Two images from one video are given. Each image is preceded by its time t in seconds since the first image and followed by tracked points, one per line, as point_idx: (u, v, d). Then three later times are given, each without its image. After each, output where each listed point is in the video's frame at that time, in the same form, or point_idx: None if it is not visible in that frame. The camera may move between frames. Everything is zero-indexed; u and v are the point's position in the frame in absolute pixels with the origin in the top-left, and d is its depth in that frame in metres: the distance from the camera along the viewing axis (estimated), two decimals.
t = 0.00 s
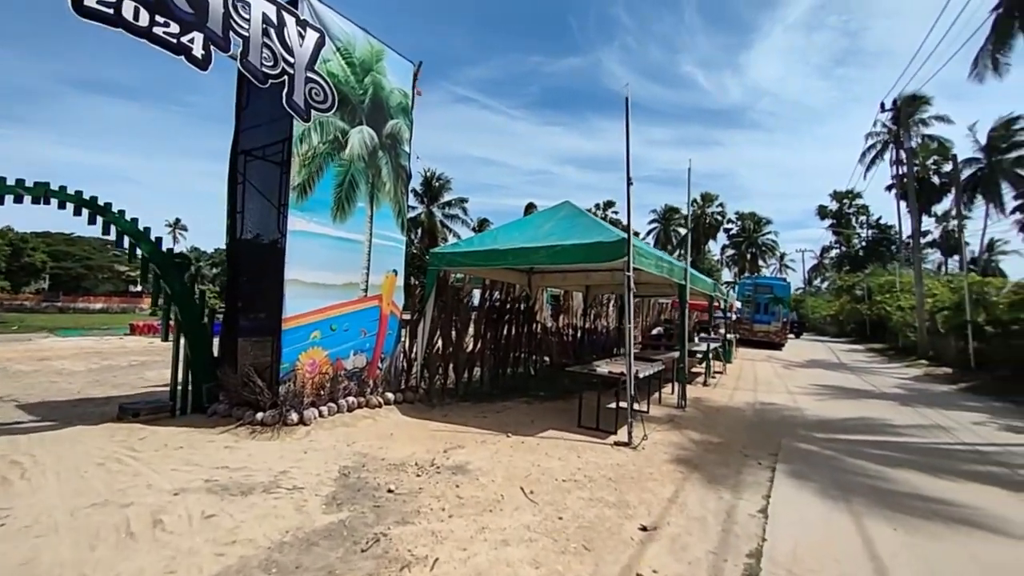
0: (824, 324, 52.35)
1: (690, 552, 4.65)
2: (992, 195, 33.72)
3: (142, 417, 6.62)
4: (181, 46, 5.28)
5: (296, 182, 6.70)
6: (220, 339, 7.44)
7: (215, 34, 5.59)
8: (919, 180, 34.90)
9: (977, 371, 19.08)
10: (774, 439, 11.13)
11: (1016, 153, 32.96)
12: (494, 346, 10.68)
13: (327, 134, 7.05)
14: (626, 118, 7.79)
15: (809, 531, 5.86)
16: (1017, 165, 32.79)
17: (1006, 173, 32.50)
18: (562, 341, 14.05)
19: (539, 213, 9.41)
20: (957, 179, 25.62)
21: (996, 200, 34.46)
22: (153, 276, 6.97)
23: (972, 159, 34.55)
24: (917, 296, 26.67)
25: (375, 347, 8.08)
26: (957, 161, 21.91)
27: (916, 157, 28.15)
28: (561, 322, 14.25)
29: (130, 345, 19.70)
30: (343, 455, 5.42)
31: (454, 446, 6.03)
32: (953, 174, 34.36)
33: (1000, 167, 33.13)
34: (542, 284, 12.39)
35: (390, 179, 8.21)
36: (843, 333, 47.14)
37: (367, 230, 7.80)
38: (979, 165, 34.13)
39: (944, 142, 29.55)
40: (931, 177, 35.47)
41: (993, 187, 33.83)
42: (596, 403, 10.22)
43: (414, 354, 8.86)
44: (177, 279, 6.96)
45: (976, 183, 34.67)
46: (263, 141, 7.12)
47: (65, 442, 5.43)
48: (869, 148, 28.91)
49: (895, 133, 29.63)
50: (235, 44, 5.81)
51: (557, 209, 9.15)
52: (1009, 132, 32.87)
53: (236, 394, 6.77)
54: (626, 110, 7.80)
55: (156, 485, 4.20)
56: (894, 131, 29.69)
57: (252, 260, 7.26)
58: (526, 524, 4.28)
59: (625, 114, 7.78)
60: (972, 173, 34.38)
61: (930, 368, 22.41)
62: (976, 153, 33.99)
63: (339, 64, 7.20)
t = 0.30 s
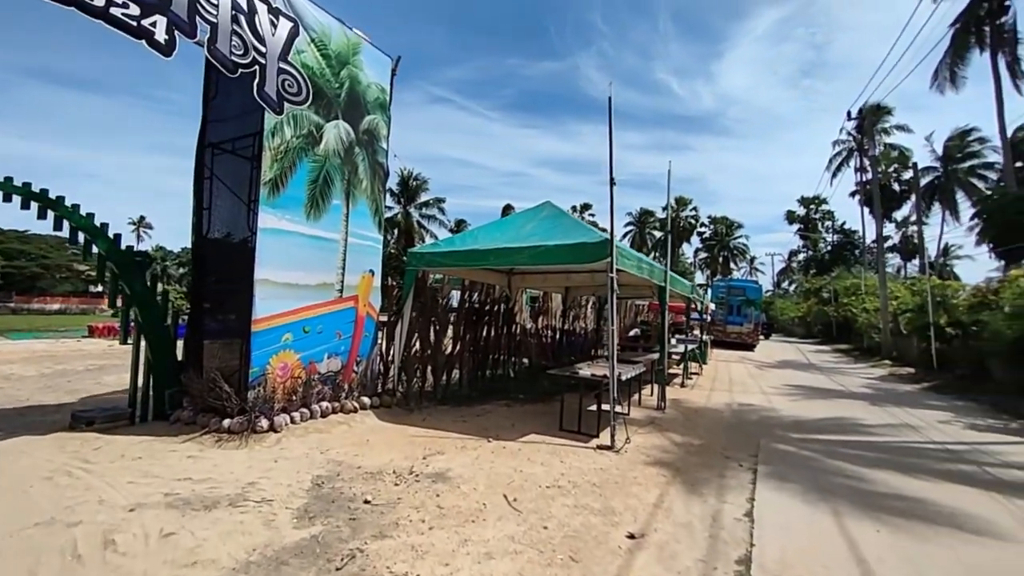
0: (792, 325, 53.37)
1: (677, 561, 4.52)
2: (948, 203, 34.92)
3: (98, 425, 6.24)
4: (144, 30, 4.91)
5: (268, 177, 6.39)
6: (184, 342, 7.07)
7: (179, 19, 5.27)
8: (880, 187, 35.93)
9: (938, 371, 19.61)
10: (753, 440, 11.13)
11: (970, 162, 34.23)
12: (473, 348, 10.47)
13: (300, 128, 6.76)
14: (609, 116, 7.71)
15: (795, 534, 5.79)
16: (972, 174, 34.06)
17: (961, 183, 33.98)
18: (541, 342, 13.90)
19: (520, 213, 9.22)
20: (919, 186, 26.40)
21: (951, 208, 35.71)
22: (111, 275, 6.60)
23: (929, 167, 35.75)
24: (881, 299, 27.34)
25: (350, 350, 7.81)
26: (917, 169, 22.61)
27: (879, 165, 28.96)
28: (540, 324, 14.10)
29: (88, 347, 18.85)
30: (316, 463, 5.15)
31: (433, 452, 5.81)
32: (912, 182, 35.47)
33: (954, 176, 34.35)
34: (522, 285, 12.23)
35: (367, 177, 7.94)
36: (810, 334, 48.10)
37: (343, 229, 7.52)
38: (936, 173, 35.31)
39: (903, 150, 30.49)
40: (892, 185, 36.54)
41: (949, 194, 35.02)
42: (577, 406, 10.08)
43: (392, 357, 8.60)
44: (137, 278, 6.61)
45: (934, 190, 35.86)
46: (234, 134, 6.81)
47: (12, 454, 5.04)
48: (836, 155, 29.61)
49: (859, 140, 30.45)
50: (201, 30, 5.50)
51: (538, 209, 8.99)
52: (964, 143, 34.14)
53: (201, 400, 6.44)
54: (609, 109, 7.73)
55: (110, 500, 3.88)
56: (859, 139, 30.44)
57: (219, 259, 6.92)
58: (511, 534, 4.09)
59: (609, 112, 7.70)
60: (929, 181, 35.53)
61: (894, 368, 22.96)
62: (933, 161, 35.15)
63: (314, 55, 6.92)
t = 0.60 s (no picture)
0: (756, 326, 54.48)
1: (667, 563, 4.38)
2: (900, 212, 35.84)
3: (46, 427, 5.81)
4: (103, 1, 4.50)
5: (236, 164, 6.04)
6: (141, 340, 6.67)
7: None
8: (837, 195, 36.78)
9: (895, 371, 20.15)
10: (730, 438, 11.13)
11: (921, 173, 35.40)
12: (450, 347, 10.21)
13: (272, 114, 6.42)
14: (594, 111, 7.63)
15: (780, 532, 5.72)
16: (923, 184, 35.29)
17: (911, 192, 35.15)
18: (518, 341, 13.72)
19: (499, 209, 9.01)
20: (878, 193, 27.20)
21: (903, 217, 36.88)
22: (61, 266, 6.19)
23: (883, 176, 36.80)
24: (842, 301, 28.01)
25: (322, 348, 7.48)
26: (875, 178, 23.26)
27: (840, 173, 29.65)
28: (517, 323, 13.92)
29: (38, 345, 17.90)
30: (288, 467, 4.85)
31: (412, 454, 5.55)
32: (869, 191, 36.52)
33: (908, 185, 35.43)
34: (500, 284, 12.03)
35: (343, 168, 7.63)
36: (772, 335, 49.17)
37: (317, 221, 7.21)
38: (890, 183, 36.26)
39: (860, 159, 31.35)
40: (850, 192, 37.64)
41: (901, 203, 36.06)
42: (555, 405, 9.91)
43: (366, 355, 8.31)
44: (90, 268, 6.20)
45: (886, 199, 36.69)
46: (199, 118, 6.39)
47: None
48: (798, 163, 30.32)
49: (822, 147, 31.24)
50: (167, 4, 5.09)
51: (519, 206, 8.79)
52: (916, 155, 35.31)
53: (162, 400, 6.05)
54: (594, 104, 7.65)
55: (58, 510, 3.54)
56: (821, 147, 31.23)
57: (181, 252, 6.52)
58: (498, 539, 3.87)
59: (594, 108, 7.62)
60: (882, 190, 36.33)
61: (855, 368, 23.51)
62: (887, 171, 36.20)
63: (288, 38, 6.58)
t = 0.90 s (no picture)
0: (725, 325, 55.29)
1: (665, 565, 4.25)
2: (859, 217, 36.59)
3: None
4: None
5: (210, 149, 5.71)
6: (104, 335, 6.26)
7: None
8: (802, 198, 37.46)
9: (860, 368, 20.59)
10: (711, 435, 11.13)
11: (881, 179, 36.31)
12: (431, 343, 9.96)
13: (248, 97, 6.09)
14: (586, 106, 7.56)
15: (773, 531, 5.66)
16: (882, 190, 36.25)
17: (871, 197, 36.04)
18: (497, 337, 13.52)
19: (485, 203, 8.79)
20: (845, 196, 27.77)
21: (862, 221, 37.82)
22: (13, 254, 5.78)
23: (845, 180, 37.63)
24: (809, 301, 28.51)
25: (300, 345, 7.18)
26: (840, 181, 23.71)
27: (807, 177, 30.12)
28: (497, 319, 13.73)
29: None
30: (266, 469, 4.56)
31: (398, 454, 5.32)
32: (833, 194, 37.30)
33: (868, 190, 36.31)
34: (482, 279, 11.81)
35: (323, 156, 7.34)
36: (740, 334, 49.96)
37: (296, 211, 6.91)
38: (852, 187, 37.07)
39: (825, 163, 31.95)
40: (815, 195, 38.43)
41: (861, 208, 36.94)
42: (539, 402, 9.75)
43: (346, 351, 8.02)
44: (45, 256, 5.79)
45: (848, 203, 37.46)
46: (167, 99, 6.00)
47: None
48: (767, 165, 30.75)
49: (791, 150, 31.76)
50: None
51: (504, 200, 8.59)
52: (876, 161, 36.19)
53: (126, 399, 5.68)
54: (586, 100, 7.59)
55: (13, 521, 3.22)
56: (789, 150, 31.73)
57: (144, 243, 6.08)
58: (494, 543, 3.68)
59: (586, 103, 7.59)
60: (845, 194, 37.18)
61: (821, 365, 23.97)
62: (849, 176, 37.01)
63: (267, 17, 6.23)
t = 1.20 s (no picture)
0: (699, 325, 55.98)
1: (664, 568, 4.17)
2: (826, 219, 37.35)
3: None
4: None
5: (185, 145, 5.47)
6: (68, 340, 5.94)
7: None
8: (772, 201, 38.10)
9: (831, 366, 20.95)
10: (695, 433, 11.13)
11: (846, 183, 37.21)
12: (413, 346, 9.76)
13: (226, 91, 5.86)
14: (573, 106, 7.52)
15: (767, 529, 5.62)
16: (847, 194, 37.13)
17: (837, 200, 36.88)
18: (479, 339, 13.36)
19: (469, 204, 8.64)
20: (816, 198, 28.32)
21: (828, 223, 38.63)
22: None
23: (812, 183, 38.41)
24: (781, 300, 28.97)
25: (279, 349, 6.95)
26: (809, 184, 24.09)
27: (778, 179, 30.63)
28: (479, 321, 13.57)
29: None
30: (249, 479, 4.35)
31: (386, 460, 5.14)
32: (801, 197, 38.05)
33: (834, 194, 37.12)
34: (464, 281, 11.64)
35: (303, 154, 7.13)
36: (713, 333, 50.63)
37: (276, 210, 6.70)
38: (818, 191, 37.87)
39: (794, 167, 32.56)
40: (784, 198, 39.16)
41: (828, 211, 37.78)
42: (525, 404, 9.62)
43: (327, 355, 7.78)
44: (2, 255, 5.50)
45: (815, 206, 38.22)
46: (141, 91, 5.64)
47: None
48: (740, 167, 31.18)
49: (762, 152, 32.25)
50: None
51: (489, 200, 8.47)
52: (841, 165, 37.06)
53: (94, 408, 5.40)
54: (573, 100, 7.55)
55: None
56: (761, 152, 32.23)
57: (113, 244, 5.70)
58: (492, 551, 3.54)
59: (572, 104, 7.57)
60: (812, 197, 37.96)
61: (793, 363, 24.38)
62: (815, 180, 37.78)
63: (245, 9, 6.01)
